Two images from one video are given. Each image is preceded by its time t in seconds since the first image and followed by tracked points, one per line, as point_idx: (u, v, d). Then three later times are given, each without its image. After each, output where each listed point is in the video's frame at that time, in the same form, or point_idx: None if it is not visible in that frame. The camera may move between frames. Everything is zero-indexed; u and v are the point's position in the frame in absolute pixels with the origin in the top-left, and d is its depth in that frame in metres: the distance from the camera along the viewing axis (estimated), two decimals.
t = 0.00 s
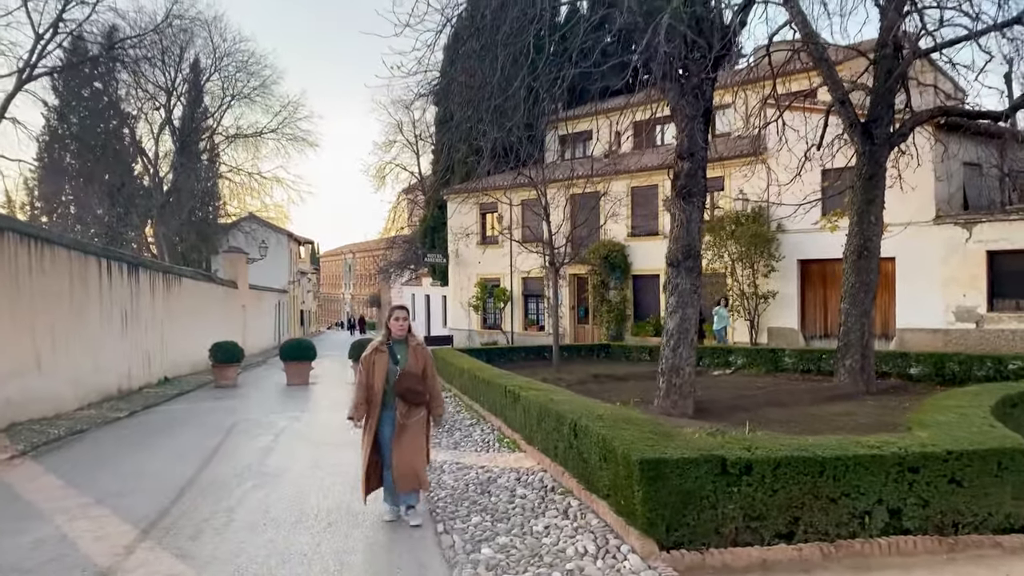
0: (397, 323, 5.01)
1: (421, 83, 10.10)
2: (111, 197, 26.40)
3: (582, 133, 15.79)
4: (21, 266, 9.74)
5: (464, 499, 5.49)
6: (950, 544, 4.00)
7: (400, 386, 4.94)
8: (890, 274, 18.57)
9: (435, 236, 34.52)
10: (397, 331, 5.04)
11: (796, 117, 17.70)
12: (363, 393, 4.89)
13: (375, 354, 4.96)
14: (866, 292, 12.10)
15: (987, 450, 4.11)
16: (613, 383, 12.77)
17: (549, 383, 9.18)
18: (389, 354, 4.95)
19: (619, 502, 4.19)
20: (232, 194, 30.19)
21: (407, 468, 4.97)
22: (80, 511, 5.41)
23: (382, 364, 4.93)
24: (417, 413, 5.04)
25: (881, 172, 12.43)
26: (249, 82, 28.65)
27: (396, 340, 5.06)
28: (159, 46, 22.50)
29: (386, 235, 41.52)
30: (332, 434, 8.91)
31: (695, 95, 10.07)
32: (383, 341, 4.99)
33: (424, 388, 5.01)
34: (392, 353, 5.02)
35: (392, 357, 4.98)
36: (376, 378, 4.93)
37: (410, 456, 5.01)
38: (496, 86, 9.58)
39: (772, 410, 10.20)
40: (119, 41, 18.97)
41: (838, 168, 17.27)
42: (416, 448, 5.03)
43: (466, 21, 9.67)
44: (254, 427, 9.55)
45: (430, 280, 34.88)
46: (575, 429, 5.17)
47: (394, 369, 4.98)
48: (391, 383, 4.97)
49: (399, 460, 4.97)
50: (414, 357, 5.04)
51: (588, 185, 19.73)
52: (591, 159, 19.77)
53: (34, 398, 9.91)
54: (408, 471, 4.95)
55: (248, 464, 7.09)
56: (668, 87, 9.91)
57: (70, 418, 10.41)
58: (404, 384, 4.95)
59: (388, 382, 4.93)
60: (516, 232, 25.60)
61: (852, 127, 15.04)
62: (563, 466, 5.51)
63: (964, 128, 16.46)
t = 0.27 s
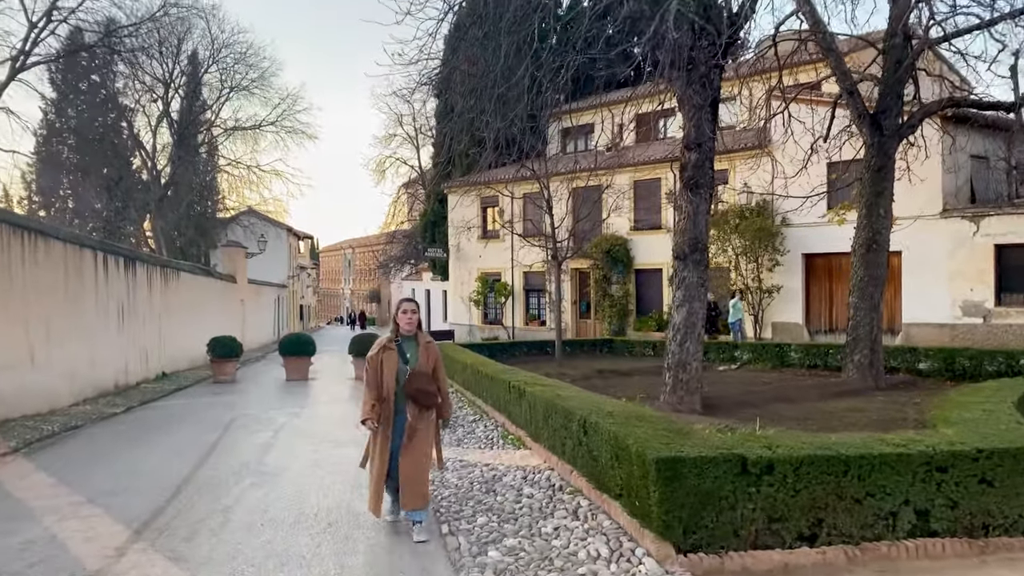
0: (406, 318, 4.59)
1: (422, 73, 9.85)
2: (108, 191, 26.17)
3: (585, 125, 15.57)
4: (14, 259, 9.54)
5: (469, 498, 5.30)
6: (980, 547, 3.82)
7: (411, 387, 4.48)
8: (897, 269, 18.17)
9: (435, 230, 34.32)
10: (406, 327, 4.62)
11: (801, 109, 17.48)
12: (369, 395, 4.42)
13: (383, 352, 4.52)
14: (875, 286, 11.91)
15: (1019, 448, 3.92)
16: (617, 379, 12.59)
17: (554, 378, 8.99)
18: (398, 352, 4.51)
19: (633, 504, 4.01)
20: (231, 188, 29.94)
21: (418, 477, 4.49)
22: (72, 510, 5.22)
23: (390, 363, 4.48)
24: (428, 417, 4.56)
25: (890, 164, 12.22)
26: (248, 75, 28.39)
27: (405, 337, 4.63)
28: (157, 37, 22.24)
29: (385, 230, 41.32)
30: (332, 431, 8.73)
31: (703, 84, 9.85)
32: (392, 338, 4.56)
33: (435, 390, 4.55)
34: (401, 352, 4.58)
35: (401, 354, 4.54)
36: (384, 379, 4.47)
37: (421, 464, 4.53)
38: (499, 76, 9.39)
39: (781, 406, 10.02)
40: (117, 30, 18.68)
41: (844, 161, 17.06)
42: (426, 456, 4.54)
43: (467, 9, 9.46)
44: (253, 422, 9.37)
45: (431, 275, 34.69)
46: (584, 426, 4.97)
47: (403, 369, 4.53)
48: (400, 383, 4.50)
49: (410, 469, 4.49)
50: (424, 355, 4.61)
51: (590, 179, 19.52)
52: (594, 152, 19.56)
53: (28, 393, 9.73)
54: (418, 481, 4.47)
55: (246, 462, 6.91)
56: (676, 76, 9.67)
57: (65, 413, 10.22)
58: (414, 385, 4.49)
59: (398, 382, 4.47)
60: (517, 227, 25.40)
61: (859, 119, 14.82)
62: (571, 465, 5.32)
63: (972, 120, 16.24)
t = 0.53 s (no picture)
0: (411, 312, 4.13)
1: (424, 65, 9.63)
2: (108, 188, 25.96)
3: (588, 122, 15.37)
4: (8, 255, 9.34)
5: (475, 502, 5.10)
6: (1015, 556, 3.62)
7: (416, 389, 4.01)
8: (903, 265, 18.00)
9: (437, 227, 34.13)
10: (412, 323, 4.16)
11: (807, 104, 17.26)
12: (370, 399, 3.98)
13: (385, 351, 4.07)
14: (885, 283, 11.71)
15: None
16: (622, 377, 12.40)
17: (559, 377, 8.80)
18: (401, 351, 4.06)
19: (650, 511, 3.82)
20: (231, 185, 29.74)
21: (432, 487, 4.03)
22: (63, 515, 5.03)
23: (392, 363, 4.03)
24: (439, 422, 4.08)
25: (900, 159, 12.02)
26: (248, 70, 28.13)
27: (411, 334, 4.17)
28: (156, 32, 21.98)
29: (386, 227, 41.15)
30: (333, 431, 8.54)
31: (711, 77, 9.64)
32: (395, 336, 4.12)
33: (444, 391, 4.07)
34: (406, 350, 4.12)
35: (405, 354, 4.07)
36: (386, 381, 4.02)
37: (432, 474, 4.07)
38: (503, 67, 9.18)
39: (791, 406, 9.84)
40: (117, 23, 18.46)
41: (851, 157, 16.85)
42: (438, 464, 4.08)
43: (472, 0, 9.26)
44: (252, 422, 9.19)
45: (432, 273, 34.52)
46: (595, 428, 4.77)
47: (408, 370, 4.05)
48: (404, 386, 4.03)
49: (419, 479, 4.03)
50: (432, 354, 4.12)
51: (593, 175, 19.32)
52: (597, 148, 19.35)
53: (23, 392, 9.53)
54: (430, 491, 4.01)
55: (244, 462, 6.72)
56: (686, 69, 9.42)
57: (61, 412, 10.03)
58: (419, 387, 4.02)
59: (402, 384, 4.02)
60: (519, 224, 25.21)
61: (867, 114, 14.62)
62: (581, 466, 5.13)
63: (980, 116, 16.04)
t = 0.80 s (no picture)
0: (416, 315, 3.79)
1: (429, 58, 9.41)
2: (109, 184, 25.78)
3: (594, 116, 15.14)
4: (5, 251, 9.17)
5: (485, 506, 4.94)
6: None
7: (421, 400, 3.68)
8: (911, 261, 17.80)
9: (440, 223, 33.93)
10: (419, 327, 3.82)
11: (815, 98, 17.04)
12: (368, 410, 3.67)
13: (388, 358, 3.74)
14: (897, 280, 11.53)
15: None
16: (629, 375, 12.24)
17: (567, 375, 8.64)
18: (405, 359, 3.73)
19: (671, 520, 3.65)
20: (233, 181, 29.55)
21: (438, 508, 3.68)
22: (60, 519, 4.88)
23: (395, 372, 3.70)
24: (447, 436, 3.73)
25: (912, 154, 11.81)
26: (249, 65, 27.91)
27: (416, 338, 3.83)
28: (157, 26, 21.75)
29: (388, 223, 40.98)
30: (337, 430, 8.39)
31: (721, 70, 9.46)
32: (400, 340, 3.79)
33: (452, 403, 3.72)
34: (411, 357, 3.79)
35: (409, 361, 3.73)
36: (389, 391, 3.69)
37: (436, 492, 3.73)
38: (509, 60, 8.99)
39: (802, 405, 9.67)
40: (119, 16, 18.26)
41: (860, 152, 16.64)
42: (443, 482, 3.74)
43: None
44: (254, 421, 9.02)
45: (435, 269, 34.36)
46: (610, 431, 4.60)
47: (413, 379, 3.72)
48: (408, 397, 3.70)
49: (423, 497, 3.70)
50: (440, 361, 3.78)
51: (598, 171, 19.13)
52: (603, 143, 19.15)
53: (22, 390, 9.39)
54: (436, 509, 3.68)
55: (246, 464, 6.57)
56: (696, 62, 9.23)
57: (61, 411, 9.88)
58: (424, 398, 3.67)
59: (406, 394, 3.68)
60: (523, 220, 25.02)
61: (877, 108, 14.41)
62: (594, 469, 4.96)
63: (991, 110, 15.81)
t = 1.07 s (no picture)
0: (435, 306, 3.47)
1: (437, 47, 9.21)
2: (111, 180, 25.63)
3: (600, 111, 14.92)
4: (5, 246, 8.99)
5: (498, 508, 4.77)
6: None
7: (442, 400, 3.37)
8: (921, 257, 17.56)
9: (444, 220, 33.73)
10: (438, 319, 3.50)
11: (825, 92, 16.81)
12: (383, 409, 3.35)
13: (404, 352, 3.42)
14: (911, 275, 11.32)
15: None
16: (638, 373, 12.05)
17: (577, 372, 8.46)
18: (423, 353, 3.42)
19: (698, 525, 3.48)
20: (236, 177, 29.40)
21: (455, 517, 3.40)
22: (59, 522, 4.71)
23: (414, 369, 3.38)
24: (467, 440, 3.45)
25: (927, 148, 11.58)
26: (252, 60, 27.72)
27: (434, 330, 3.51)
28: (159, 20, 21.55)
29: (391, 219, 40.79)
30: (343, 428, 8.22)
31: (734, 61, 9.25)
32: (418, 333, 3.45)
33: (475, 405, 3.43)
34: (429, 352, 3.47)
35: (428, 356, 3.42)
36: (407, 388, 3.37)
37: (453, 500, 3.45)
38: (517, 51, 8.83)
39: (816, 403, 9.48)
40: (120, 10, 18.07)
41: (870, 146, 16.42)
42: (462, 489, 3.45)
43: None
44: (258, 419, 8.86)
45: (438, 265, 34.19)
46: (629, 430, 4.43)
47: (432, 377, 3.41)
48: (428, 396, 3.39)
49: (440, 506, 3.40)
50: (461, 358, 3.48)
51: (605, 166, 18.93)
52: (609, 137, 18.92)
53: (23, 388, 9.25)
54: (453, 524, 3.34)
55: (251, 463, 6.41)
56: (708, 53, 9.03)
57: (62, 408, 9.73)
58: (446, 398, 3.37)
59: (425, 393, 3.38)
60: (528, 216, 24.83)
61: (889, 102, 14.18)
62: (612, 468, 4.78)
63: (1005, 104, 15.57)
